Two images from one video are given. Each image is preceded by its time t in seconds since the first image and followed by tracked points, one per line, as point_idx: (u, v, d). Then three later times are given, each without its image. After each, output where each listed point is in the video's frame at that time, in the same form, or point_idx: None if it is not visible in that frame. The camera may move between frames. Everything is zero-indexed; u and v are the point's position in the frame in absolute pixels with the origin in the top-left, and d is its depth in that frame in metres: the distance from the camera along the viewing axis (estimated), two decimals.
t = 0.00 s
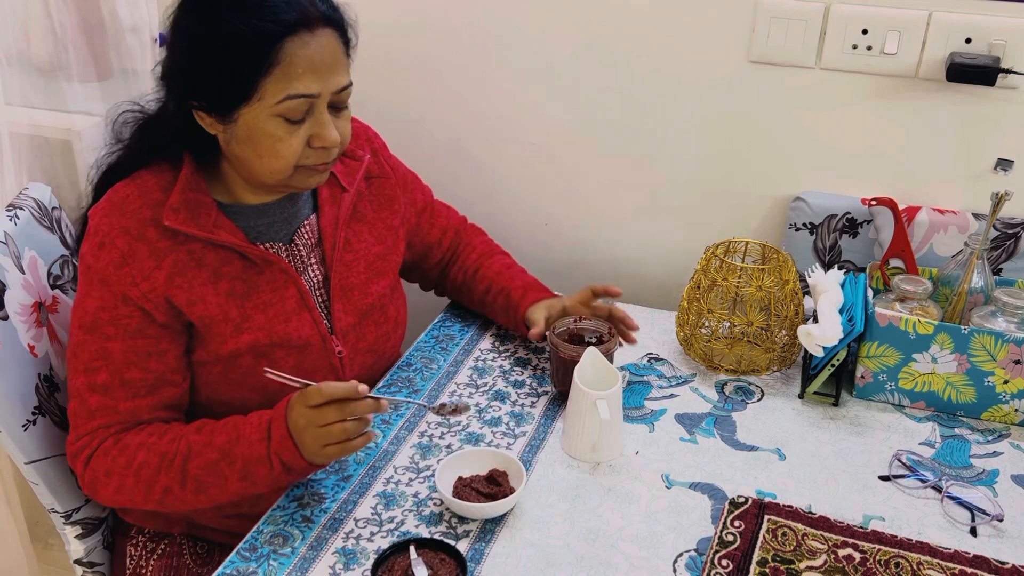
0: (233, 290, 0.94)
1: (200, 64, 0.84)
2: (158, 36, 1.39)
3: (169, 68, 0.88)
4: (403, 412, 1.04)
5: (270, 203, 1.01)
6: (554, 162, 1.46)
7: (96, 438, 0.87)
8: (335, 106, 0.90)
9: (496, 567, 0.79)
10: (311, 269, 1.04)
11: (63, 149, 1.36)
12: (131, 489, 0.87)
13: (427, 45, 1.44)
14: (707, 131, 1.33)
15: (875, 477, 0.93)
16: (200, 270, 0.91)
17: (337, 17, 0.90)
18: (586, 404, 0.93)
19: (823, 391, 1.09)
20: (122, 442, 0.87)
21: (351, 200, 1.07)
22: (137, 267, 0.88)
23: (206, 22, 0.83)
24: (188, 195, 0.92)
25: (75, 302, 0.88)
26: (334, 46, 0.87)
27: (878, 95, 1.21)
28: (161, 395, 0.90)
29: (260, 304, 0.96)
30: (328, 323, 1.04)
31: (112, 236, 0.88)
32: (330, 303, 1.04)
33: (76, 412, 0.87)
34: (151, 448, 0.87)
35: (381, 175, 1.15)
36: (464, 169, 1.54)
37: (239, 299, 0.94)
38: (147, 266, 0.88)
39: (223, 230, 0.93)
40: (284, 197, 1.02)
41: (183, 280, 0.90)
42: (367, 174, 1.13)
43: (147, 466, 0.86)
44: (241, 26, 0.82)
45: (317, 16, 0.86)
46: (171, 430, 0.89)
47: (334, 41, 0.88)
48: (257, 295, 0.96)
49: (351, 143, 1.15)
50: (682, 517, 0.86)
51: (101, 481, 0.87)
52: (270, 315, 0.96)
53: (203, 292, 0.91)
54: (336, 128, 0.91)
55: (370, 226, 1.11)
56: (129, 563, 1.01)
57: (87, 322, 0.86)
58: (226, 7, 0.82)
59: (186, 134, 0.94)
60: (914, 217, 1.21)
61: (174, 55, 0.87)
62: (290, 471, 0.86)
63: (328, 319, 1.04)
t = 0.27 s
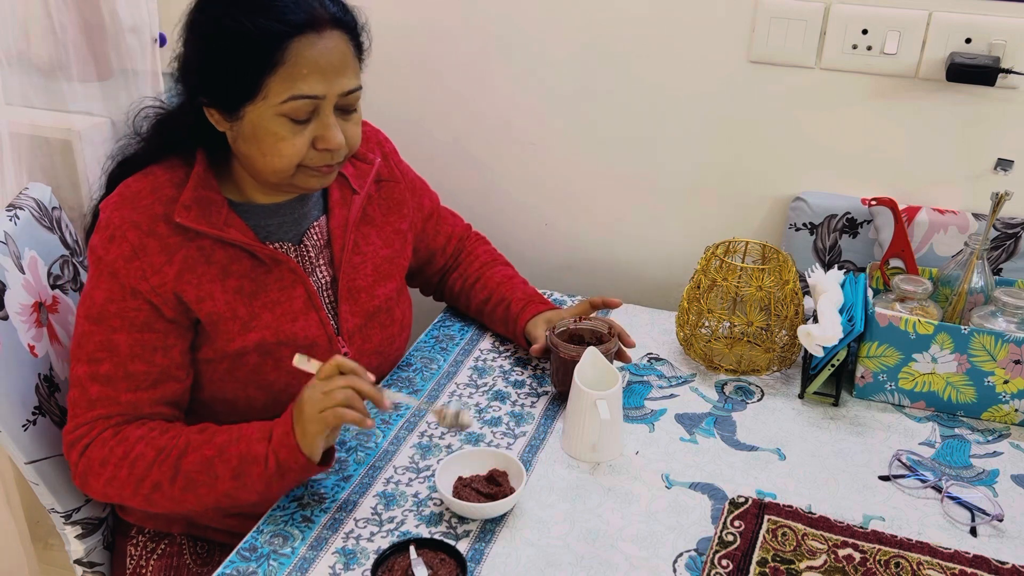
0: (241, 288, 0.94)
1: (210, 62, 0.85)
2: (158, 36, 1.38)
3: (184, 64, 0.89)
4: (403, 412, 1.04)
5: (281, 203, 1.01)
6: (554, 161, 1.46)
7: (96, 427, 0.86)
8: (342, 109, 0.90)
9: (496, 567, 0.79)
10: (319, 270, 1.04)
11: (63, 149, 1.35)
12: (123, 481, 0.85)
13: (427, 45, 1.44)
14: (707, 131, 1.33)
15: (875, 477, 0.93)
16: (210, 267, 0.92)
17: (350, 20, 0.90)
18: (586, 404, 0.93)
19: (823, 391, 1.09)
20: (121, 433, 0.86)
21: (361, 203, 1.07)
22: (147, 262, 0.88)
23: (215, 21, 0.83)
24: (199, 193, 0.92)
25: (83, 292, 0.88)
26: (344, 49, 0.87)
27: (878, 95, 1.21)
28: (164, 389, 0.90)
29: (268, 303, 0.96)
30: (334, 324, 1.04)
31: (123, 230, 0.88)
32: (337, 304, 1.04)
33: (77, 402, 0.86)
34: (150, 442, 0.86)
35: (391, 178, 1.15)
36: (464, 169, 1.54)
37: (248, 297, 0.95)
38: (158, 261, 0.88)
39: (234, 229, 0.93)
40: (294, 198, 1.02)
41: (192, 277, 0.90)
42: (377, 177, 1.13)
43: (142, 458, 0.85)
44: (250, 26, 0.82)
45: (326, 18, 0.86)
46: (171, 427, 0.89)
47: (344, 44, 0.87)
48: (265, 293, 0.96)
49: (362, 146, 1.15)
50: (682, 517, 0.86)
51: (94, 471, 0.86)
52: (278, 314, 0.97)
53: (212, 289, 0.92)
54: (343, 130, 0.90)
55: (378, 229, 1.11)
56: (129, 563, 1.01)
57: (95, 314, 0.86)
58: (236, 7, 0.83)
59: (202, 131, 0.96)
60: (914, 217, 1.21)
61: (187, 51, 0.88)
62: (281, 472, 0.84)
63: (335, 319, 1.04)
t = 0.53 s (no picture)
0: (245, 288, 0.94)
1: (216, 61, 0.85)
2: (158, 36, 1.39)
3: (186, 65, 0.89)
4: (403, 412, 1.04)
5: (284, 204, 1.01)
6: (554, 161, 1.46)
7: (102, 428, 0.86)
8: (348, 110, 0.90)
9: (496, 567, 0.79)
10: (322, 271, 1.04)
11: (63, 150, 1.35)
12: (131, 480, 0.86)
13: (427, 45, 1.44)
14: (707, 131, 1.33)
15: (875, 477, 0.93)
16: (213, 266, 0.91)
17: (355, 21, 0.90)
18: (586, 404, 0.93)
19: (823, 391, 1.09)
20: (127, 431, 0.86)
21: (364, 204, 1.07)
22: (152, 261, 0.88)
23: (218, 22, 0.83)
24: (202, 193, 0.92)
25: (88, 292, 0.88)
26: (351, 52, 0.87)
27: (878, 95, 1.21)
28: (171, 386, 0.90)
29: (270, 303, 0.96)
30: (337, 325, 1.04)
31: (127, 229, 0.88)
32: (341, 305, 1.04)
33: (84, 402, 0.87)
34: (153, 439, 0.86)
35: (393, 179, 1.15)
36: (464, 169, 1.53)
37: (251, 297, 0.95)
38: (162, 260, 0.88)
39: (237, 229, 0.93)
40: (297, 198, 1.03)
41: (197, 276, 0.90)
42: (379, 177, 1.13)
43: (147, 456, 0.85)
44: (256, 26, 0.82)
45: (332, 20, 0.86)
46: (174, 421, 0.88)
47: (351, 46, 0.87)
48: (268, 293, 0.96)
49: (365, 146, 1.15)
50: (682, 517, 0.86)
51: (103, 471, 0.86)
52: (281, 314, 0.97)
53: (216, 288, 0.92)
54: (348, 131, 0.91)
55: (381, 229, 1.11)
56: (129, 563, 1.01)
57: (100, 312, 0.86)
58: (239, 7, 0.82)
59: (204, 130, 0.96)
60: (914, 217, 1.21)
61: (192, 50, 0.87)
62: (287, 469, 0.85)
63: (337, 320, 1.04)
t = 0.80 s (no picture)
0: (241, 290, 0.94)
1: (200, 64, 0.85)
2: (158, 36, 1.39)
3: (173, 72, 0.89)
4: (403, 412, 1.04)
5: (276, 205, 1.01)
6: (554, 161, 1.46)
7: (109, 434, 0.87)
8: (332, 113, 0.90)
9: (496, 567, 0.79)
10: (317, 270, 1.05)
11: (63, 150, 1.35)
12: (142, 483, 0.86)
13: (427, 45, 1.44)
14: (707, 131, 1.33)
15: (875, 477, 0.93)
16: (208, 269, 0.91)
17: (340, 20, 0.90)
18: (586, 404, 0.93)
19: (823, 391, 1.09)
20: (134, 435, 0.87)
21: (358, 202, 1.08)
22: (147, 264, 0.87)
23: (200, 29, 0.83)
24: (196, 196, 0.92)
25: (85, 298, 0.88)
26: (332, 54, 0.87)
27: (878, 95, 1.21)
28: (172, 391, 0.90)
29: (267, 304, 0.96)
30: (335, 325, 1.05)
31: (121, 234, 0.87)
32: (337, 305, 1.05)
33: (86, 408, 0.87)
34: (161, 441, 0.86)
35: (387, 175, 1.15)
36: (464, 169, 1.53)
37: (247, 298, 0.95)
38: (157, 263, 0.88)
39: (231, 231, 0.93)
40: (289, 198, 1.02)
41: (191, 278, 0.90)
42: (373, 175, 1.13)
43: (156, 459, 0.85)
44: (239, 29, 0.82)
45: (313, 22, 0.86)
46: (184, 421, 0.89)
47: (333, 48, 0.87)
48: (264, 294, 0.96)
49: (358, 144, 1.15)
50: (682, 517, 0.86)
51: (113, 476, 0.86)
52: (277, 315, 0.97)
53: (212, 290, 0.92)
54: (332, 134, 0.90)
55: (376, 227, 1.11)
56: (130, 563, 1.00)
57: (98, 319, 0.86)
58: (219, 12, 0.82)
59: (198, 134, 0.96)
60: (914, 217, 1.20)
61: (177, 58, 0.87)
62: (302, 459, 0.85)
63: (335, 320, 1.05)
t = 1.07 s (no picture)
0: (226, 291, 0.94)
1: (168, 64, 0.85)
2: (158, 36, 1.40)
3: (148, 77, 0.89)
4: (403, 412, 1.05)
5: (260, 204, 1.01)
6: (554, 161, 1.46)
7: (119, 438, 0.86)
8: (302, 108, 0.90)
9: (496, 567, 0.79)
10: (304, 270, 1.04)
11: (63, 149, 1.35)
12: (158, 485, 0.86)
13: (427, 45, 1.44)
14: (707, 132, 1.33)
15: (875, 477, 0.93)
16: (193, 271, 0.91)
17: (306, 13, 0.89)
18: (587, 404, 0.93)
19: (823, 391, 1.09)
20: (146, 438, 0.87)
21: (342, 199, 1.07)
22: (133, 266, 0.87)
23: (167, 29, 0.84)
24: (178, 198, 0.92)
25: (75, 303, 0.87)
26: (299, 49, 0.86)
27: (879, 95, 1.21)
28: (175, 390, 0.91)
29: (254, 304, 0.96)
30: (325, 325, 1.05)
31: (105, 238, 0.87)
32: (326, 304, 1.05)
33: (91, 416, 0.86)
34: (180, 441, 0.87)
35: (375, 170, 1.13)
36: (463, 169, 1.53)
37: (233, 299, 0.95)
38: (142, 265, 0.88)
39: (215, 232, 0.93)
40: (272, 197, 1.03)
41: (177, 279, 0.90)
42: (359, 171, 1.12)
43: (175, 460, 0.86)
44: (202, 28, 0.82)
45: (278, 16, 0.85)
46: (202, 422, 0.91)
47: (298, 41, 0.86)
48: (250, 295, 0.96)
49: (341, 141, 1.15)
50: (682, 517, 0.86)
51: (126, 481, 0.86)
52: (264, 316, 0.97)
53: (197, 292, 0.92)
54: (305, 129, 0.90)
55: (363, 224, 1.11)
56: (129, 563, 1.01)
57: (91, 323, 0.85)
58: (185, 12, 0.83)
59: (178, 138, 0.96)
60: (914, 217, 1.21)
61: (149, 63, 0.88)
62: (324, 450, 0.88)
63: (325, 320, 1.05)
